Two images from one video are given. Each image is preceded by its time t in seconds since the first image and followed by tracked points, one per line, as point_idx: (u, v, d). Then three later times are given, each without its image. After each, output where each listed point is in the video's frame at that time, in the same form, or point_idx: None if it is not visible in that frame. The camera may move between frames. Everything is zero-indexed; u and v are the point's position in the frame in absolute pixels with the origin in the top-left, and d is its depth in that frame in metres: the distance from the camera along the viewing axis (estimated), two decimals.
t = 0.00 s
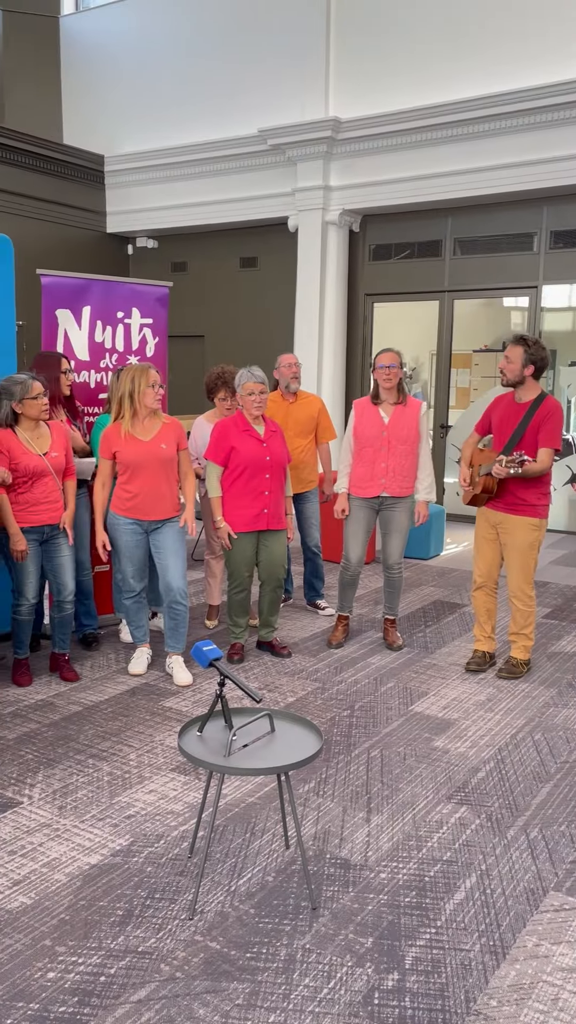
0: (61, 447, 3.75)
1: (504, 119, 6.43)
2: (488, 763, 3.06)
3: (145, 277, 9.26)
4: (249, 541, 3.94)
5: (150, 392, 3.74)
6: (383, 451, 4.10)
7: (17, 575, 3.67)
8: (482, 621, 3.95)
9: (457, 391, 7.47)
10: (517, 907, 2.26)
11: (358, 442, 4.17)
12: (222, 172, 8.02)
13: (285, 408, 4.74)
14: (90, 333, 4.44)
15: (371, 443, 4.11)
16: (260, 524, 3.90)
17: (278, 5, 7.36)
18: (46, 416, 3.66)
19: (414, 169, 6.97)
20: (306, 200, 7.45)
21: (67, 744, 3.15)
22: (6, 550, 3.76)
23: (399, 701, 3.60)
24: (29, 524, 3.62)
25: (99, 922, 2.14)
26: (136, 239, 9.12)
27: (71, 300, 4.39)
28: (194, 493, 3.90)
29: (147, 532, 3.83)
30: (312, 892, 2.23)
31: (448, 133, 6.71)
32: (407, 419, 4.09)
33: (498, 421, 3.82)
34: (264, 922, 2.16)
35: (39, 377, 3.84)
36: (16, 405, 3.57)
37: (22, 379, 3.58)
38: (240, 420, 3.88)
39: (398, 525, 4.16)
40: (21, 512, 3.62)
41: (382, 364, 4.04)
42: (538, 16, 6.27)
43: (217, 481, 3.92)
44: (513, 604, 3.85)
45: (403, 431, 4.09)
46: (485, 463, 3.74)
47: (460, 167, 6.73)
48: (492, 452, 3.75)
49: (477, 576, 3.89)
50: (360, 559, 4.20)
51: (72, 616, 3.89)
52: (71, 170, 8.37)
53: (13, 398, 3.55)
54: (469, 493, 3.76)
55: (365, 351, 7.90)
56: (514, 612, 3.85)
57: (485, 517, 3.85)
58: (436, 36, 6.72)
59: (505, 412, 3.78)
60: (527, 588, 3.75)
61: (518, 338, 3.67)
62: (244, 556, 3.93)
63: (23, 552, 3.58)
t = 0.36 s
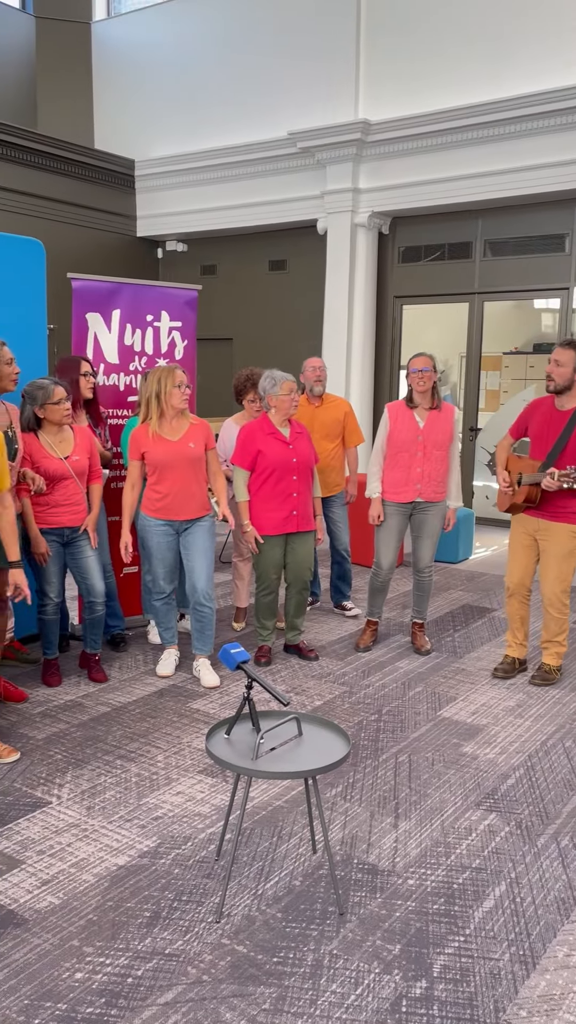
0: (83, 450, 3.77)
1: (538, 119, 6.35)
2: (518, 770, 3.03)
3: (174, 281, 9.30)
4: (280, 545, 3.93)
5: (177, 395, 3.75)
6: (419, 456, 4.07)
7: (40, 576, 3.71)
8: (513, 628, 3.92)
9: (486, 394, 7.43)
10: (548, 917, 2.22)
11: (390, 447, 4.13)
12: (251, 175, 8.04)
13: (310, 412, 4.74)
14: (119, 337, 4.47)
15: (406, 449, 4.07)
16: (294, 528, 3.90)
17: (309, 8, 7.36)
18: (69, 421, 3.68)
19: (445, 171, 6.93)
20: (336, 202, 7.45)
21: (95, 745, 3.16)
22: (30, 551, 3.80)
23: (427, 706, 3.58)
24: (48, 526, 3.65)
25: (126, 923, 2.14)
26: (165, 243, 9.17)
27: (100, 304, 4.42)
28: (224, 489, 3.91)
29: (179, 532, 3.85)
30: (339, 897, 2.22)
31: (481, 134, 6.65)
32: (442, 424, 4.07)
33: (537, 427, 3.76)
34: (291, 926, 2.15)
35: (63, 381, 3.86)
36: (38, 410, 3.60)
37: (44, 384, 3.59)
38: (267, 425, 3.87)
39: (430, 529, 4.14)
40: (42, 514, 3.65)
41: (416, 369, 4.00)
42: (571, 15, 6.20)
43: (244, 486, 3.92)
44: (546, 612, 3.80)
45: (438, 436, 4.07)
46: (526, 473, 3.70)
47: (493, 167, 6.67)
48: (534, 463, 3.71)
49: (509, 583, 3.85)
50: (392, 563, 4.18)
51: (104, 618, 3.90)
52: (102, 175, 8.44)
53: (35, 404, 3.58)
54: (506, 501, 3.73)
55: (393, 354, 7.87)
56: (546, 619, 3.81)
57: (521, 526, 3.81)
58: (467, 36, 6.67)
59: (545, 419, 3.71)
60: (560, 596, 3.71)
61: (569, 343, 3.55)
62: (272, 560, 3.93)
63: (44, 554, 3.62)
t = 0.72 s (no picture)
0: (111, 454, 3.79)
1: (568, 119, 6.29)
2: (545, 775, 2.99)
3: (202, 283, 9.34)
4: (306, 546, 3.93)
5: (194, 397, 3.73)
6: (446, 457, 4.04)
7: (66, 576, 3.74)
8: (542, 632, 3.88)
9: (514, 396, 7.39)
10: (575, 925, 2.20)
11: (419, 449, 4.11)
12: (278, 178, 8.05)
13: (340, 414, 4.74)
14: (147, 339, 4.49)
15: (434, 449, 4.05)
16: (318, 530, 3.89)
17: (337, 10, 7.35)
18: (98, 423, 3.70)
19: (473, 172, 6.89)
20: (363, 204, 7.44)
21: (121, 746, 3.18)
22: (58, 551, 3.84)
23: (453, 710, 3.55)
24: (74, 528, 3.67)
25: (151, 923, 2.15)
26: (193, 246, 9.21)
27: (128, 306, 4.44)
28: (241, 498, 3.87)
29: (201, 533, 3.85)
30: (364, 902, 2.20)
31: (511, 134, 6.60)
32: (471, 426, 4.04)
33: (565, 430, 3.71)
34: (316, 930, 2.15)
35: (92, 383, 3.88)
36: (67, 412, 3.62)
37: (75, 386, 3.60)
38: (292, 427, 3.87)
39: (457, 532, 4.12)
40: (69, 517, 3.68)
41: (446, 371, 4.00)
42: None
43: (270, 487, 3.92)
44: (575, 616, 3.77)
45: (466, 438, 4.04)
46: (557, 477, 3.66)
47: (524, 167, 6.61)
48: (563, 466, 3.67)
49: (539, 587, 3.81)
50: (420, 565, 4.16)
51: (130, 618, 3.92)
52: (131, 178, 8.49)
53: (65, 406, 3.59)
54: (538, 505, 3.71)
55: (420, 356, 7.84)
56: None
57: (550, 530, 3.77)
58: (497, 36, 6.63)
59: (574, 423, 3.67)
60: None
61: None
62: (298, 561, 3.92)
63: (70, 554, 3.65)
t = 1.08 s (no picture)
0: (152, 455, 3.83)
1: None
2: None
3: (233, 286, 9.37)
4: (334, 550, 3.91)
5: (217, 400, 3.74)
6: (471, 458, 4.04)
7: (106, 575, 3.75)
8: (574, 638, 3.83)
9: (548, 398, 7.32)
10: None
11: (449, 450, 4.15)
12: (310, 180, 8.05)
13: (367, 418, 4.72)
14: (179, 341, 4.51)
15: (459, 450, 4.07)
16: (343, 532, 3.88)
17: (370, 11, 7.34)
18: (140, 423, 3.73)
19: (506, 173, 6.83)
20: (395, 206, 7.41)
21: (151, 746, 3.19)
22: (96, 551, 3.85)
23: (484, 715, 3.52)
24: (117, 528, 3.70)
25: (179, 924, 2.15)
26: (224, 249, 9.25)
27: (161, 309, 4.46)
28: (269, 501, 3.81)
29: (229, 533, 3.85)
30: (393, 906, 2.19)
31: (545, 134, 6.53)
32: (499, 428, 3.99)
33: None
34: (344, 934, 2.14)
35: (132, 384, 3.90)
36: (111, 411, 3.64)
37: (119, 386, 3.63)
38: (320, 429, 3.87)
39: (485, 538, 4.06)
40: (111, 516, 3.71)
41: (475, 371, 3.98)
42: None
43: (300, 494, 3.94)
44: None
45: (493, 441, 4.00)
46: None
47: (557, 168, 6.55)
48: None
49: (568, 591, 3.76)
50: (446, 567, 4.13)
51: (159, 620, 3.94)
52: (164, 182, 8.55)
53: (109, 405, 3.62)
54: (564, 509, 3.66)
55: (452, 358, 7.79)
56: None
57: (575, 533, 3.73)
58: (531, 35, 6.57)
59: None
60: None
61: None
62: (326, 562, 3.91)
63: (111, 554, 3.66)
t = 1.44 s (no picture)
0: (194, 457, 3.85)
1: None
2: None
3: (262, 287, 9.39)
4: (362, 552, 3.90)
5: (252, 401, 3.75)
6: (501, 462, 4.01)
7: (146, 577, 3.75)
8: None
9: None
10: None
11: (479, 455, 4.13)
12: (340, 181, 8.04)
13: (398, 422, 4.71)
14: (208, 343, 4.53)
15: (489, 454, 4.05)
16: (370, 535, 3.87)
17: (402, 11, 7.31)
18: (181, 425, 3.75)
19: (538, 172, 6.77)
20: (426, 207, 7.38)
21: (179, 747, 3.20)
22: (137, 552, 3.87)
23: (513, 720, 3.49)
24: (162, 529, 3.72)
25: (207, 925, 2.15)
26: (254, 251, 9.27)
27: (190, 311, 4.48)
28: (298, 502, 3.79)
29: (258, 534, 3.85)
30: (420, 911, 2.18)
31: None
32: (528, 431, 3.95)
33: None
34: (371, 939, 2.12)
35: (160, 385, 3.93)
36: (152, 412, 3.67)
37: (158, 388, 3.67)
38: (350, 431, 3.86)
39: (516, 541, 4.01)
40: (154, 518, 3.73)
41: (506, 375, 3.95)
42: None
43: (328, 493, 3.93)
44: None
45: (522, 444, 3.97)
46: None
47: None
48: None
49: None
50: (476, 570, 4.09)
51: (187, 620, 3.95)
52: (194, 184, 8.59)
53: (149, 407, 3.66)
54: None
55: (483, 359, 7.74)
56: None
57: None
58: (565, 33, 6.50)
59: None
60: None
61: None
62: (354, 564, 3.89)
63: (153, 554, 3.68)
